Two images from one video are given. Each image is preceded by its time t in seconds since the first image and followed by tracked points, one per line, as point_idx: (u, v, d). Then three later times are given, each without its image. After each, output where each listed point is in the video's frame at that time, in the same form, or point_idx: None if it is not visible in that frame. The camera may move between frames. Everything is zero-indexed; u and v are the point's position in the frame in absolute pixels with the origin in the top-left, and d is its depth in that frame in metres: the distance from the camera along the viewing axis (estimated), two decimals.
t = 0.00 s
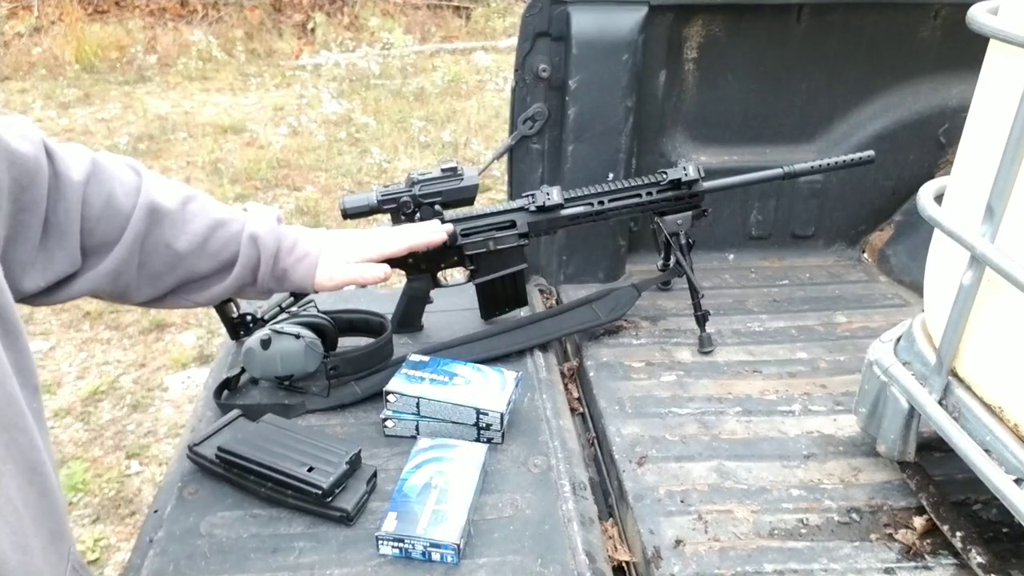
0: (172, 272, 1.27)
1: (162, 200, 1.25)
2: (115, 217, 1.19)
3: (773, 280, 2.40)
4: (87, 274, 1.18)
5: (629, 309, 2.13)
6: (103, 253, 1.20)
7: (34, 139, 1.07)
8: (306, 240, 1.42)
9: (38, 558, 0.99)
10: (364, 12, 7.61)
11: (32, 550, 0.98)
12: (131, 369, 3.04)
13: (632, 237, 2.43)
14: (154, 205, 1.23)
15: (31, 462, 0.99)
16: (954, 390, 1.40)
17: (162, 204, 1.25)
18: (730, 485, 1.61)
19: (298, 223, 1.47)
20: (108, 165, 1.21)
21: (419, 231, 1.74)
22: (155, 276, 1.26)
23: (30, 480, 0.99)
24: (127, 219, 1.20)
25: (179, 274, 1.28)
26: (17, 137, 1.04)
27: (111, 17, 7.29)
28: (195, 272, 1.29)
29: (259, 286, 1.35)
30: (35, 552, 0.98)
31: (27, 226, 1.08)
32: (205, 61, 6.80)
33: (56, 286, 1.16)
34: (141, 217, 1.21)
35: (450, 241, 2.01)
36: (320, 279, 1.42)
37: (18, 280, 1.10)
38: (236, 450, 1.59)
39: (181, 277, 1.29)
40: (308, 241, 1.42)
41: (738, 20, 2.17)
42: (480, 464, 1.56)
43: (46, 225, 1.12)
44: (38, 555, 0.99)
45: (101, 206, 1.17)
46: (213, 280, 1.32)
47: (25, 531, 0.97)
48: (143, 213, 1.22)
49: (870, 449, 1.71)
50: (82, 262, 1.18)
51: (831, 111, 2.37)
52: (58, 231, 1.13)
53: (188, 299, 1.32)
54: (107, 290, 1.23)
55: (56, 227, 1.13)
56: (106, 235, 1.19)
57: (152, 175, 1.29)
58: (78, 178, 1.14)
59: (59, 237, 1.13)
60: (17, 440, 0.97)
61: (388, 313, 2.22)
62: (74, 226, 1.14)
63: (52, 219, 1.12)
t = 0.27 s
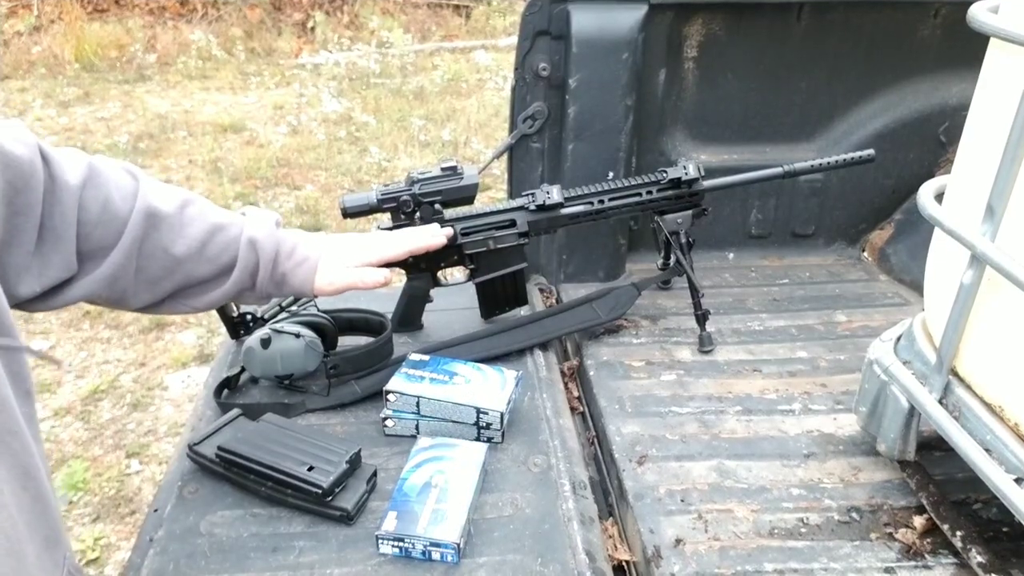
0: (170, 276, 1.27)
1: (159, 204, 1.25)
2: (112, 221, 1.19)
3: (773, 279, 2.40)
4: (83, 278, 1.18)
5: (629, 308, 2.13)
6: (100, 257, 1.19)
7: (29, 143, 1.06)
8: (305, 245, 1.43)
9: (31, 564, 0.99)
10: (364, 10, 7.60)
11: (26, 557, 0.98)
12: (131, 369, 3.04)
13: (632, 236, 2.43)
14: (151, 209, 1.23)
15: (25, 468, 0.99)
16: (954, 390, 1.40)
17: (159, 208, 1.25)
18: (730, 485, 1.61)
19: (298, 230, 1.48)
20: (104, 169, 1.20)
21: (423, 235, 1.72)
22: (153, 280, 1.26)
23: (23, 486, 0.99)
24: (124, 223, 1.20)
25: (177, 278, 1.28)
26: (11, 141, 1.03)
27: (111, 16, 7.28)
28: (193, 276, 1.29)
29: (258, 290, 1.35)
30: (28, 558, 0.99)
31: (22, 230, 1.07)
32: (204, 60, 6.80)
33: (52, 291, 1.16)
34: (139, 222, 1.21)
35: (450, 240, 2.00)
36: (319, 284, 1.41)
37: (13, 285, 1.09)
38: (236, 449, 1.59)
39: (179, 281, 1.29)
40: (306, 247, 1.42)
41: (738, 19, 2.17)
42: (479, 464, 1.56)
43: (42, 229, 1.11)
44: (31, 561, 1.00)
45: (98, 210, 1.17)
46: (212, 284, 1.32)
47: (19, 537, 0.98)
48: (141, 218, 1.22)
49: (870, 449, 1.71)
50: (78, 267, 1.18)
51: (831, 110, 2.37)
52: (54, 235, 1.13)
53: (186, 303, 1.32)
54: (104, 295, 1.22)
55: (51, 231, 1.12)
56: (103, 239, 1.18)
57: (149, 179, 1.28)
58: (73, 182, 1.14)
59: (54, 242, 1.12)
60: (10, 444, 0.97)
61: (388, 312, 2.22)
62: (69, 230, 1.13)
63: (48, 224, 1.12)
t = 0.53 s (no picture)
0: (168, 281, 1.27)
1: (157, 208, 1.25)
2: (109, 225, 1.19)
3: (773, 279, 2.40)
4: (80, 283, 1.18)
5: (629, 308, 2.13)
6: (96, 262, 1.19)
7: (24, 147, 1.06)
8: (305, 249, 1.41)
9: (29, 567, 0.99)
10: (364, 11, 7.60)
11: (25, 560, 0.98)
12: (131, 369, 3.04)
13: (632, 236, 2.43)
14: (149, 213, 1.23)
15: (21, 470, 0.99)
16: (955, 390, 1.40)
17: (157, 212, 1.25)
18: (730, 485, 1.61)
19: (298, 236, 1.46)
20: (102, 173, 1.20)
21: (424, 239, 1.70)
22: (151, 285, 1.26)
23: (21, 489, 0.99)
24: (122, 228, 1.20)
25: (175, 283, 1.28)
26: (5, 144, 1.03)
27: (111, 16, 7.28)
28: (191, 280, 1.29)
29: (257, 295, 1.35)
30: (26, 561, 0.99)
31: (16, 235, 1.07)
32: (205, 60, 6.80)
33: (49, 296, 1.16)
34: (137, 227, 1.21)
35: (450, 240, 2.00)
36: (319, 289, 1.39)
37: (7, 290, 1.09)
38: (236, 449, 1.59)
39: (178, 286, 1.29)
40: (306, 251, 1.41)
41: (738, 19, 2.17)
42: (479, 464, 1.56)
43: (38, 233, 1.11)
44: (29, 564, 1.00)
45: (95, 215, 1.17)
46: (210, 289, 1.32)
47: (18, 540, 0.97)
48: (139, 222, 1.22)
49: (870, 449, 1.71)
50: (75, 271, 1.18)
51: (831, 110, 2.37)
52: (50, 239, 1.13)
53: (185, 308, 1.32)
54: (101, 300, 1.22)
55: (48, 236, 1.12)
56: (100, 243, 1.18)
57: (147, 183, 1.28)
58: (70, 186, 1.14)
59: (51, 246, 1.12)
60: (8, 448, 0.97)
61: (388, 312, 2.22)
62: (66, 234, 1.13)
63: (44, 228, 1.12)
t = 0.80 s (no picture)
0: (161, 284, 1.24)
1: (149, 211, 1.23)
2: (101, 228, 1.16)
3: (773, 279, 2.40)
4: (71, 286, 1.16)
5: (629, 308, 2.13)
6: (87, 265, 1.17)
7: (18, 147, 1.05)
8: (298, 256, 1.36)
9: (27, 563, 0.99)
10: (364, 10, 7.60)
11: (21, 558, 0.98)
12: (131, 369, 3.04)
13: (632, 236, 2.43)
14: (142, 216, 1.20)
15: (16, 468, 0.99)
16: (955, 390, 1.40)
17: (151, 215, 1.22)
18: (730, 485, 1.61)
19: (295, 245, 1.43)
20: (96, 177, 1.19)
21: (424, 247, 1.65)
22: (142, 290, 1.23)
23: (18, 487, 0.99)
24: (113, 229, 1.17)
25: (168, 287, 1.25)
26: None
27: (111, 16, 7.28)
28: (183, 284, 1.26)
29: (250, 300, 1.30)
30: (25, 557, 0.99)
31: (8, 236, 1.05)
32: (204, 60, 6.80)
33: (41, 298, 1.13)
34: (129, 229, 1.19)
35: (450, 240, 2.00)
36: (308, 294, 1.34)
37: None
38: (236, 449, 1.59)
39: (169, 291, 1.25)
40: (300, 258, 1.35)
41: (738, 19, 2.17)
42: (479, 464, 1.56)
43: (31, 233, 1.09)
44: (28, 560, 0.99)
45: (89, 218, 1.15)
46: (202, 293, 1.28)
47: (14, 538, 0.97)
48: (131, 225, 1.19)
49: (870, 449, 1.71)
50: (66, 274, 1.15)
51: (831, 110, 2.37)
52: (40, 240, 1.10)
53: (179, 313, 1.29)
54: (92, 305, 1.20)
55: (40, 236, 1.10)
56: (92, 245, 1.16)
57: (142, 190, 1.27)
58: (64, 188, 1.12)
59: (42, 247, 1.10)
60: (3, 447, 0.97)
61: (388, 312, 2.22)
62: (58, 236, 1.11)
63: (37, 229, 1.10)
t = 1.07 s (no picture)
0: (56, 303, 1.07)
1: (43, 217, 1.07)
2: None
3: (773, 279, 2.40)
4: None
5: (629, 308, 2.13)
6: None
7: None
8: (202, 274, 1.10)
9: (45, 559, 0.96)
10: (364, 10, 7.59)
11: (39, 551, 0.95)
12: (131, 369, 3.04)
13: (632, 236, 2.42)
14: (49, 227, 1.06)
15: (30, 460, 0.95)
16: (955, 390, 1.40)
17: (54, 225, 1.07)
18: (730, 485, 1.61)
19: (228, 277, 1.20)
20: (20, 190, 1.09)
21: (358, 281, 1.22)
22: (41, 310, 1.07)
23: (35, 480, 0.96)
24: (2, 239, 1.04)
25: (64, 307, 1.07)
26: None
27: (111, 15, 7.28)
28: (77, 304, 1.07)
29: (148, 321, 1.08)
30: (43, 553, 0.95)
31: None
32: (204, 60, 6.79)
33: None
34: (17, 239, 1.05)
35: (450, 240, 2.00)
36: (198, 306, 1.06)
37: None
38: (235, 449, 1.59)
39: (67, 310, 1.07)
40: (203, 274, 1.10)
41: (738, 19, 2.17)
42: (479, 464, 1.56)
43: None
44: (46, 555, 0.96)
45: None
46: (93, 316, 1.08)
47: (34, 531, 0.94)
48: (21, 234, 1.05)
49: (870, 449, 1.70)
50: None
51: (832, 110, 2.37)
52: None
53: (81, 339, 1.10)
54: None
55: None
56: None
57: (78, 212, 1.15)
58: None
59: None
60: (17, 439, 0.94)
61: (388, 312, 2.22)
62: None
63: None
